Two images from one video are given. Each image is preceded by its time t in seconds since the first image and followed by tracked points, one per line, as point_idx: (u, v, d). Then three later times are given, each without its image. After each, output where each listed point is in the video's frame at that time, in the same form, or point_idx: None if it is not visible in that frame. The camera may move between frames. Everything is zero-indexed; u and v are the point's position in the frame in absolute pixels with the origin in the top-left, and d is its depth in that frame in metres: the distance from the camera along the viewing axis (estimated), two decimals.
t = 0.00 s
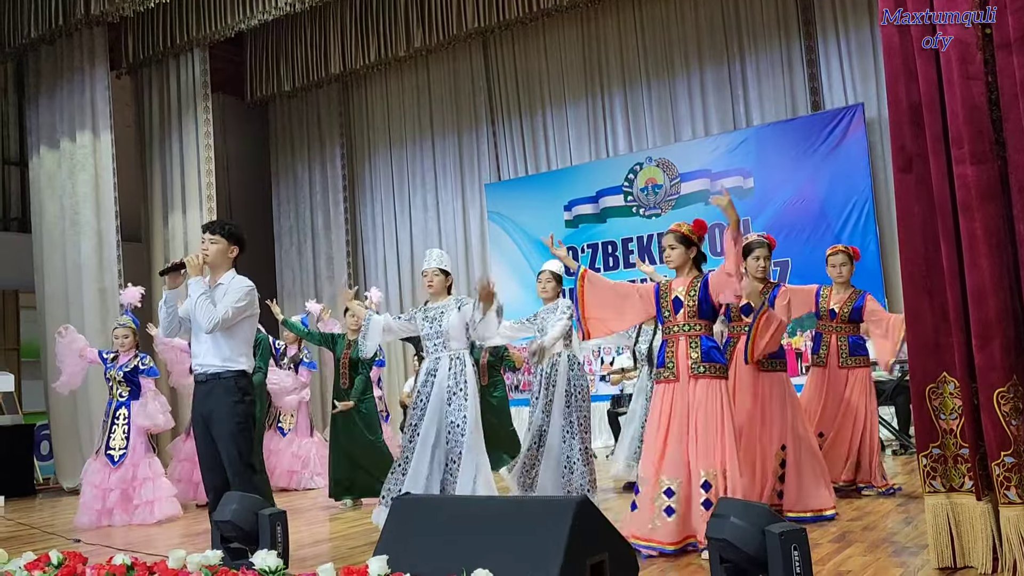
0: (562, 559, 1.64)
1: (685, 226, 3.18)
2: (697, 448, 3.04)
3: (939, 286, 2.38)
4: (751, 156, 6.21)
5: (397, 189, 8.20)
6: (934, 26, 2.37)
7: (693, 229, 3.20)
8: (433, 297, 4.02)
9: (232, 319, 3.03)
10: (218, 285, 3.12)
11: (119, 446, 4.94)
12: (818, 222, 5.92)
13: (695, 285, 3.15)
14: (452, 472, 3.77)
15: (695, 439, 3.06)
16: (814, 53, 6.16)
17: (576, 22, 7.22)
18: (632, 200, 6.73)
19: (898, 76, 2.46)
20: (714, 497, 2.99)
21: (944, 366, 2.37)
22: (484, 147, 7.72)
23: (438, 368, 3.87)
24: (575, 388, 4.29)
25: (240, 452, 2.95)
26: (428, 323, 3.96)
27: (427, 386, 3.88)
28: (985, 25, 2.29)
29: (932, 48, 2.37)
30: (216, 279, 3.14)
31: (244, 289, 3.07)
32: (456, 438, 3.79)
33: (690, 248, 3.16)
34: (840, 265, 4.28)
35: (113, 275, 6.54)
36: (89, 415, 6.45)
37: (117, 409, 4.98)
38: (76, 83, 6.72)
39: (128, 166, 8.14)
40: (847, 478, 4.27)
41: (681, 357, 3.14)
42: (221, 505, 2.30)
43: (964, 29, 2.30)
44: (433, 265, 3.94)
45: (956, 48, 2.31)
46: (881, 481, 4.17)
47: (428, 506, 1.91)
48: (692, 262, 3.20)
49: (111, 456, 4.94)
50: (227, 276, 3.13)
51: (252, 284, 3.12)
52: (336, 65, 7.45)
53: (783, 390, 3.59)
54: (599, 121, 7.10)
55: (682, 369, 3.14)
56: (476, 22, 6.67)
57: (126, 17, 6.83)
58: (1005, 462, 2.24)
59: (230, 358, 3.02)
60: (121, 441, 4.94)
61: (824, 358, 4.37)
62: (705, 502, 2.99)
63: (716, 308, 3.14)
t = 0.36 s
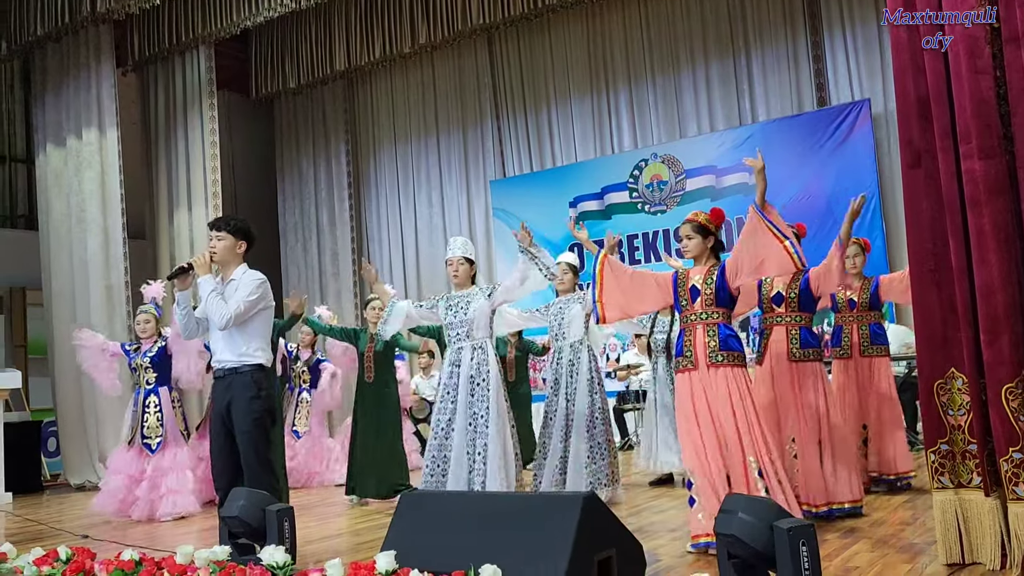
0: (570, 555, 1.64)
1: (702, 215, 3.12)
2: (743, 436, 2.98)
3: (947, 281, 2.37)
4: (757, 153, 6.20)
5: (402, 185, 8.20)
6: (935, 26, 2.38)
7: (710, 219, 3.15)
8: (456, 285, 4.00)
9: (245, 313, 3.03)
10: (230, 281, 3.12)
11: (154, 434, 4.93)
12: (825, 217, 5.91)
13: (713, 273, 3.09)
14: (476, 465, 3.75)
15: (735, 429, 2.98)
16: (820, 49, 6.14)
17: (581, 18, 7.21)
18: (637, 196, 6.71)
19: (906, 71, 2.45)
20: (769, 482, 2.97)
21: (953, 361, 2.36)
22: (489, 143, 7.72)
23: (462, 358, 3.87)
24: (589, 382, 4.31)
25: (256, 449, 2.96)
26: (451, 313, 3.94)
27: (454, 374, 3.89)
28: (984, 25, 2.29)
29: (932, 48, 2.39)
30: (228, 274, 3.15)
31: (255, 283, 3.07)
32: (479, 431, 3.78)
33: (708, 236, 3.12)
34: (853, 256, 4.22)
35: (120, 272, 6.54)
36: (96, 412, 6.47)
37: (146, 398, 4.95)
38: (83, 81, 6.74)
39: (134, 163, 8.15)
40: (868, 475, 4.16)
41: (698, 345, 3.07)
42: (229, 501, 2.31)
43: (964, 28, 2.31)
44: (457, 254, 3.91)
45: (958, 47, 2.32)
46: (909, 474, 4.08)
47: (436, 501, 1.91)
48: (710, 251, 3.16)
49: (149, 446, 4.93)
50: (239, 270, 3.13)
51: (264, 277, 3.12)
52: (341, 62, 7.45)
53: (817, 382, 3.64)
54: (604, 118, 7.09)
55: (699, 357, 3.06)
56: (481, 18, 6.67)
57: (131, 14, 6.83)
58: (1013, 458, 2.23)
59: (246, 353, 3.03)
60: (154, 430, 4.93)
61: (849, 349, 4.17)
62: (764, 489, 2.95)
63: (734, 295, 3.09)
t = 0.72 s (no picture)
0: (576, 555, 1.64)
1: (705, 217, 3.10)
2: (750, 436, 2.97)
3: (953, 281, 2.38)
4: (761, 152, 6.20)
5: (406, 185, 8.21)
6: (936, 26, 2.39)
7: (714, 220, 3.13)
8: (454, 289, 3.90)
9: (254, 314, 3.03)
10: (239, 281, 3.12)
11: (166, 428, 4.97)
12: (829, 216, 5.89)
13: (718, 274, 3.09)
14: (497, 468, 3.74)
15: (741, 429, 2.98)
16: (824, 48, 6.13)
17: (584, 18, 7.21)
18: (641, 195, 6.71)
19: (912, 70, 2.45)
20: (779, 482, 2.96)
21: (958, 361, 2.36)
22: (493, 143, 7.72)
23: (472, 366, 3.80)
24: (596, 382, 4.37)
25: (262, 448, 2.97)
26: (453, 320, 3.86)
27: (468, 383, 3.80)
28: (984, 25, 2.29)
29: (931, 47, 2.40)
30: (237, 274, 3.16)
31: (265, 284, 3.07)
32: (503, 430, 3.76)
33: (712, 238, 3.10)
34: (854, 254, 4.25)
35: (125, 271, 6.56)
36: (101, 411, 6.48)
37: (157, 393, 4.98)
38: (88, 81, 6.75)
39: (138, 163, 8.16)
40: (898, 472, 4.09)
41: (701, 347, 3.07)
42: (235, 500, 2.31)
43: (964, 28, 2.31)
44: (454, 258, 3.82)
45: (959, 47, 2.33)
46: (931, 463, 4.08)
47: (442, 501, 1.91)
48: (716, 250, 3.14)
49: (160, 440, 4.96)
50: (248, 271, 3.14)
51: (273, 278, 3.13)
52: (344, 61, 7.46)
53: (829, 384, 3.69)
54: (608, 117, 7.08)
55: (703, 359, 3.06)
56: (485, 18, 6.67)
57: (136, 15, 6.84)
58: (1018, 458, 2.23)
59: (253, 353, 3.03)
60: (167, 424, 4.97)
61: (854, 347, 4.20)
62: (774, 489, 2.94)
63: (739, 296, 3.08)
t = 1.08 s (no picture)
0: (578, 557, 1.64)
1: (682, 234, 3.02)
2: (734, 441, 2.97)
3: (956, 284, 2.37)
4: (763, 155, 6.19)
5: (407, 187, 8.20)
6: (936, 26, 2.39)
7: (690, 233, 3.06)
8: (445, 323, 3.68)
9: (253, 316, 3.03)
10: (236, 285, 3.11)
11: (171, 429, 4.96)
12: (830, 219, 5.89)
13: (704, 290, 3.03)
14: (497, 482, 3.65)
15: (730, 441, 2.97)
16: (826, 50, 6.13)
17: (586, 20, 7.20)
18: (642, 198, 6.71)
19: (914, 72, 2.45)
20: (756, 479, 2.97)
21: (962, 364, 2.36)
22: (494, 145, 7.72)
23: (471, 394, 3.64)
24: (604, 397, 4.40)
25: (254, 449, 2.96)
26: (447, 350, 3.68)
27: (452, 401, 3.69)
28: (984, 25, 2.28)
29: (932, 46, 2.41)
30: (232, 280, 3.14)
31: (263, 288, 3.07)
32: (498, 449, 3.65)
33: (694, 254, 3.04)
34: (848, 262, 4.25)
35: (126, 274, 6.56)
36: (102, 414, 6.47)
37: (161, 395, 4.98)
38: (89, 83, 6.75)
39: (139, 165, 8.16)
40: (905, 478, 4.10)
41: (698, 364, 3.05)
42: (237, 502, 2.31)
43: (965, 28, 2.31)
44: (444, 295, 3.56)
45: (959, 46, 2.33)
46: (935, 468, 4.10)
47: (447, 503, 1.90)
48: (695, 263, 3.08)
49: (166, 443, 4.95)
50: (243, 276, 3.13)
51: (270, 284, 3.12)
52: (345, 64, 7.46)
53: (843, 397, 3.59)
54: (609, 120, 7.09)
55: (697, 374, 3.05)
56: (486, 21, 6.67)
57: (137, 17, 6.85)
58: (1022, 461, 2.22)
59: (247, 356, 3.02)
60: (173, 426, 4.97)
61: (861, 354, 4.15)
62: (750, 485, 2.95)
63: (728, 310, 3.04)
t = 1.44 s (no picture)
0: (577, 565, 1.64)
1: (669, 288, 2.97)
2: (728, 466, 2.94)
3: (953, 293, 2.38)
4: (761, 162, 6.21)
5: (406, 193, 8.22)
6: (935, 26, 2.40)
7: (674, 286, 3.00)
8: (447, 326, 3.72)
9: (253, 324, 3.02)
10: (235, 291, 3.07)
11: (167, 443, 4.96)
12: (828, 227, 5.91)
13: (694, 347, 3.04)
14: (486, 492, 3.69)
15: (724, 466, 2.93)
16: (824, 58, 6.15)
17: (585, 27, 7.23)
18: (640, 205, 6.73)
19: (911, 81, 2.46)
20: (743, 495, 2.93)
21: (959, 372, 2.37)
22: (493, 152, 7.74)
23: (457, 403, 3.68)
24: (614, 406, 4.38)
25: (248, 455, 2.97)
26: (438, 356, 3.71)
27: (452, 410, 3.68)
28: (984, 26, 2.30)
29: (931, 48, 2.42)
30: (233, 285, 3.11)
31: (262, 296, 3.05)
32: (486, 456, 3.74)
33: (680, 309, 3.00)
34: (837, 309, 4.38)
35: (124, 278, 6.56)
36: (99, 419, 6.46)
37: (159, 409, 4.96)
38: (89, 88, 6.76)
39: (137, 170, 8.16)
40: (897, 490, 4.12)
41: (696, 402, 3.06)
42: (236, 508, 2.31)
43: (965, 29, 2.33)
44: (449, 297, 3.64)
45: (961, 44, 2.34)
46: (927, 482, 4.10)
47: (447, 510, 1.90)
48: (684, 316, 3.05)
49: (161, 456, 4.95)
50: (243, 283, 3.09)
51: (269, 291, 3.09)
52: (345, 70, 7.48)
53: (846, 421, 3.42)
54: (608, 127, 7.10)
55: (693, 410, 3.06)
56: (486, 27, 6.70)
57: (137, 22, 6.86)
58: (1019, 469, 2.24)
59: (241, 363, 3.02)
60: (169, 441, 4.96)
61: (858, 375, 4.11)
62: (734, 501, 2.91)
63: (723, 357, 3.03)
